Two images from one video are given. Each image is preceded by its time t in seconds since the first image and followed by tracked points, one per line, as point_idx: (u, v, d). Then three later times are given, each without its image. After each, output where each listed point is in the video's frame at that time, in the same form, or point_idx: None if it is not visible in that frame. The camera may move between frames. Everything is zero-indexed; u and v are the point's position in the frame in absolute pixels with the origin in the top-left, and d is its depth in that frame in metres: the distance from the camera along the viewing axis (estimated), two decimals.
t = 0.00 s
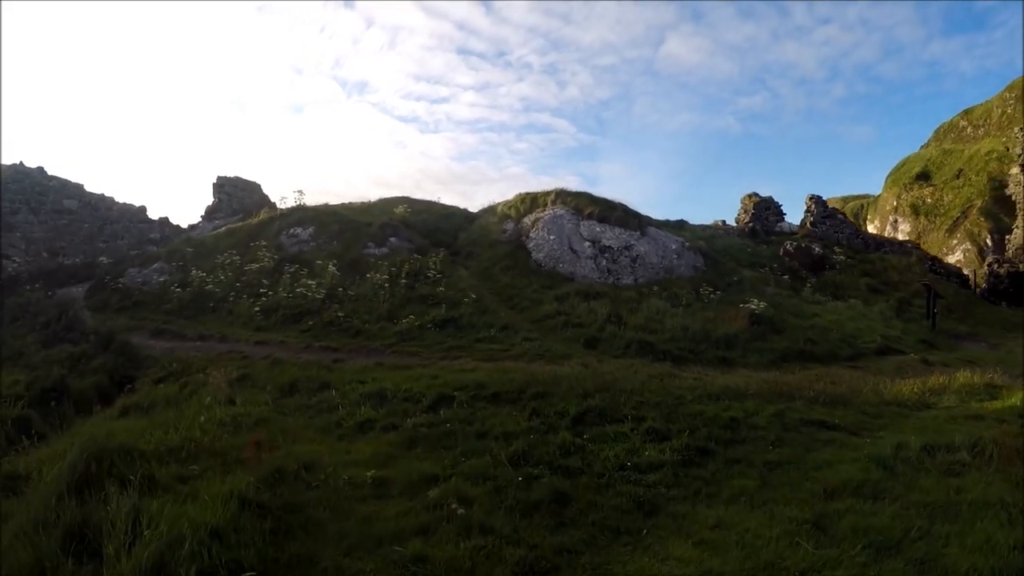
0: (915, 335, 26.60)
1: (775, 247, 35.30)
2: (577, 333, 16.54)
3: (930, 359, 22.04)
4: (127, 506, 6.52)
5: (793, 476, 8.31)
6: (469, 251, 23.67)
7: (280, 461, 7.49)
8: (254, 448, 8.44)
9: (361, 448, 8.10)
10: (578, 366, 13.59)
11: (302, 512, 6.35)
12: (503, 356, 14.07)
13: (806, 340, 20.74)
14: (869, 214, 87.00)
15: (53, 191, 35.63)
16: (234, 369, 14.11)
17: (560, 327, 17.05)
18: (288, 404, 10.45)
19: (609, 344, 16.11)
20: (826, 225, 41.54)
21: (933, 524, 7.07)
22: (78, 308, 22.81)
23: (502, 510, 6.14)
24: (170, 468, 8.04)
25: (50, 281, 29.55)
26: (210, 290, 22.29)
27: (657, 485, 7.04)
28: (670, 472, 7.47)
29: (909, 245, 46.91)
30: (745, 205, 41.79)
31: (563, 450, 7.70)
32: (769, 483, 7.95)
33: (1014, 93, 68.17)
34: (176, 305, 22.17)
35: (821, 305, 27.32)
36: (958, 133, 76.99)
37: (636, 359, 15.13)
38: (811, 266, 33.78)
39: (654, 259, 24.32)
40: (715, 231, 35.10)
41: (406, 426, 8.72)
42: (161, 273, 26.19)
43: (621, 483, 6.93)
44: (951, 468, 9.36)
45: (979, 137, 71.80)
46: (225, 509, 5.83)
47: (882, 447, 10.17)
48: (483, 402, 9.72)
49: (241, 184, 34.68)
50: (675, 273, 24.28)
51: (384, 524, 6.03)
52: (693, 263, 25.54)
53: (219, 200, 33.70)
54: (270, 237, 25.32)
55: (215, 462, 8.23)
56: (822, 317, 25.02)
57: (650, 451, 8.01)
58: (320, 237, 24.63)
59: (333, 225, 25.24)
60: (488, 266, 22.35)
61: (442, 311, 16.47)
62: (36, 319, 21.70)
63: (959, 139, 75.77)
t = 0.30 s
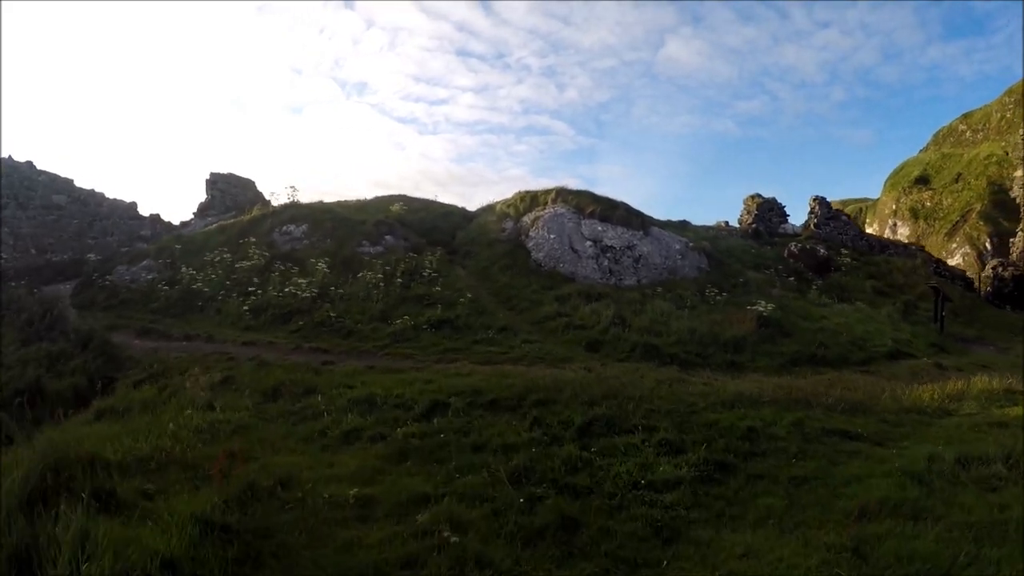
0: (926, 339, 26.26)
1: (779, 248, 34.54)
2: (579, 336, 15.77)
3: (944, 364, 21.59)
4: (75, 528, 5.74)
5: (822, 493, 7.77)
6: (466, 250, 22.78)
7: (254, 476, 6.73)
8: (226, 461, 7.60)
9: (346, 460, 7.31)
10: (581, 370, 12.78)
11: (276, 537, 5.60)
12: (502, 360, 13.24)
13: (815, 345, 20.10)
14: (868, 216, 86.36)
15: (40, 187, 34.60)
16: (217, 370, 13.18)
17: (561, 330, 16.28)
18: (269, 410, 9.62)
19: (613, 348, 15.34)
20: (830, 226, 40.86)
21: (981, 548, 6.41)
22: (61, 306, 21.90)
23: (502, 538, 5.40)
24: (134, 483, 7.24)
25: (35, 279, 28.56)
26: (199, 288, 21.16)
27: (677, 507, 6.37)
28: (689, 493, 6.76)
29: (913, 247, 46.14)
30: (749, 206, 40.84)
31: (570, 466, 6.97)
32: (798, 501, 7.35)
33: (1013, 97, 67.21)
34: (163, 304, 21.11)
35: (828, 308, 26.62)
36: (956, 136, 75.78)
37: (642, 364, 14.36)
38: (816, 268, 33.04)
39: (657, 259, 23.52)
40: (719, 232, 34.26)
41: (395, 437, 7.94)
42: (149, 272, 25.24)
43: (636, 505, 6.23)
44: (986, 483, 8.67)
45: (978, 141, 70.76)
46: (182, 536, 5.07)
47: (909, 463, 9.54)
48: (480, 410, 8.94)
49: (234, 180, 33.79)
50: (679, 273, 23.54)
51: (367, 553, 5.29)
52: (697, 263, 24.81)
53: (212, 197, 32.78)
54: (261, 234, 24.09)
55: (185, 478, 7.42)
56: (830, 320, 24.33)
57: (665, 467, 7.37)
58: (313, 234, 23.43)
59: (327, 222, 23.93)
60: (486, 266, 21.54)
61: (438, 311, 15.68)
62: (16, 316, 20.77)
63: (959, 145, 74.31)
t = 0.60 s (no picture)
0: (938, 344, 25.85)
1: (785, 250, 33.83)
2: (585, 342, 15.04)
3: (962, 371, 21.08)
4: None
5: (861, 522, 7.36)
6: (466, 252, 21.86)
7: (232, 509, 5.99)
8: (201, 493, 6.81)
9: (336, 489, 6.55)
10: (590, 381, 12.01)
11: None
12: (506, 370, 12.45)
13: (827, 352, 19.60)
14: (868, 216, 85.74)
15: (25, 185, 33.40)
16: (201, 381, 12.20)
17: (565, 335, 15.56)
18: (254, 427, 8.84)
19: (620, 355, 14.62)
20: (836, 228, 40.22)
21: None
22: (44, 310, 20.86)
23: None
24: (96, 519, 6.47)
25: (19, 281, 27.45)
26: (189, 294, 19.62)
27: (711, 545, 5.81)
28: (720, 528, 6.13)
29: (919, 249, 45.46)
30: (752, 207, 40.07)
31: (585, 500, 6.32)
32: (839, 535, 6.94)
33: (1012, 98, 66.57)
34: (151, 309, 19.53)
35: (836, 312, 26.00)
36: (955, 137, 74.79)
37: (653, 374, 13.66)
38: (822, 269, 32.35)
39: (663, 261, 22.75)
40: (724, 233, 33.42)
41: (390, 459, 7.17)
42: (137, 275, 24.24)
43: (664, 545, 5.72)
44: None
45: (976, 142, 69.85)
46: None
47: (947, 485, 9.02)
48: (483, 428, 8.23)
49: (228, 181, 32.86)
50: (685, 276, 22.82)
51: None
52: (703, 266, 24.13)
53: (205, 199, 31.88)
54: (254, 237, 22.32)
55: (156, 510, 6.66)
56: (839, 325, 23.72)
57: (690, 494, 6.76)
58: (308, 237, 21.89)
59: (324, 224, 22.41)
60: (486, 269, 20.57)
61: (437, 316, 14.90)
62: None
63: (956, 146, 73.59)
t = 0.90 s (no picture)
0: (952, 345, 25.33)
1: (792, 250, 33.19)
2: (595, 345, 14.36)
3: (979, 374, 20.60)
4: None
5: (909, 543, 6.92)
6: (467, 251, 20.89)
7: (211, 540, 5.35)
8: (175, 520, 6.08)
9: (331, 512, 5.87)
10: (604, 386, 11.29)
11: None
12: (514, 375, 11.71)
13: (842, 355, 19.16)
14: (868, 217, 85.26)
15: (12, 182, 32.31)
16: (187, 388, 11.27)
17: (573, 338, 14.89)
18: (242, 439, 8.12)
19: (631, 359, 13.92)
20: (842, 228, 39.58)
21: None
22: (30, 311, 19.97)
23: None
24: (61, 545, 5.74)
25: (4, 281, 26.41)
26: (180, 294, 18.73)
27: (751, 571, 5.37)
28: (764, 555, 5.58)
29: (925, 249, 44.77)
30: (757, 207, 39.56)
31: (614, 522, 5.83)
32: (890, 558, 6.57)
33: (1012, 99, 65.18)
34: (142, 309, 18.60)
35: (847, 313, 25.43)
36: (954, 140, 73.33)
37: (668, 379, 13.00)
38: (830, 270, 31.82)
39: (671, 261, 22.07)
40: (730, 232, 32.69)
41: (392, 476, 6.50)
42: (129, 275, 23.23)
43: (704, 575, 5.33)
44: None
45: (976, 145, 68.34)
46: None
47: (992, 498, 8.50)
48: (494, 438, 7.57)
49: (224, 178, 31.93)
50: (693, 277, 22.17)
51: None
52: (711, 266, 23.50)
53: (200, 195, 30.89)
54: (249, 235, 21.20)
55: (129, 537, 5.95)
56: (851, 327, 23.17)
57: (727, 514, 6.23)
58: (305, 236, 20.67)
59: (321, 221, 21.36)
60: (489, 268, 19.50)
61: (439, 318, 14.16)
62: None
63: (954, 147, 72.65)
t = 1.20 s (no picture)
0: (967, 351, 24.75)
1: (800, 252, 32.50)
2: (605, 350, 13.66)
3: (998, 382, 20.04)
4: None
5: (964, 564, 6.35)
6: (469, 251, 19.99)
7: None
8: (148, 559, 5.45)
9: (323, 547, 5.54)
10: (617, 396, 10.56)
11: None
12: (521, 383, 10.98)
13: (858, 361, 18.62)
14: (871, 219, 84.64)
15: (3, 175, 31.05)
16: (171, 394, 10.37)
17: (581, 342, 14.19)
18: (227, 455, 7.41)
19: (644, 366, 13.27)
20: (850, 230, 38.86)
21: None
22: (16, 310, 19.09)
23: None
24: None
25: None
26: (172, 292, 17.89)
27: None
28: None
29: (932, 253, 44.11)
30: (763, 208, 38.86)
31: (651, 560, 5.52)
32: None
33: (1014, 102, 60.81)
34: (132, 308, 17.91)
35: (858, 317, 24.82)
36: (954, 142, 68.77)
37: (685, 387, 12.33)
38: (839, 272, 31.18)
39: (680, 263, 21.34)
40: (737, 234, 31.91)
41: (394, 505, 5.97)
42: (120, 272, 22.06)
43: None
44: None
45: (977, 147, 63.90)
46: None
47: None
48: (505, 456, 6.94)
49: (223, 175, 30.73)
50: (702, 279, 21.48)
51: None
52: (721, 269, 22.82)
53: (196, 192, 29.80)
54: (243, 232, 20.43)
55: None
56: (865, 332, 22.55)
57: (771, 550, 5.68)
58: (302, 233, 19.65)
59: (319, 218, 20.30)
60: (491, 268, 18.67)
61: (441, 321, 13.36)
62: None
63: (958, 151, 66.51)
